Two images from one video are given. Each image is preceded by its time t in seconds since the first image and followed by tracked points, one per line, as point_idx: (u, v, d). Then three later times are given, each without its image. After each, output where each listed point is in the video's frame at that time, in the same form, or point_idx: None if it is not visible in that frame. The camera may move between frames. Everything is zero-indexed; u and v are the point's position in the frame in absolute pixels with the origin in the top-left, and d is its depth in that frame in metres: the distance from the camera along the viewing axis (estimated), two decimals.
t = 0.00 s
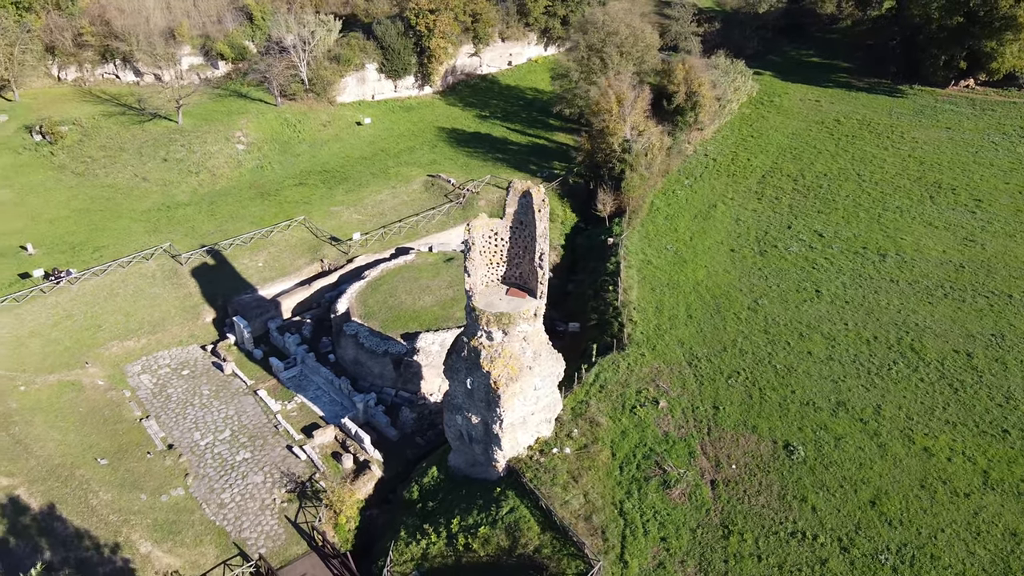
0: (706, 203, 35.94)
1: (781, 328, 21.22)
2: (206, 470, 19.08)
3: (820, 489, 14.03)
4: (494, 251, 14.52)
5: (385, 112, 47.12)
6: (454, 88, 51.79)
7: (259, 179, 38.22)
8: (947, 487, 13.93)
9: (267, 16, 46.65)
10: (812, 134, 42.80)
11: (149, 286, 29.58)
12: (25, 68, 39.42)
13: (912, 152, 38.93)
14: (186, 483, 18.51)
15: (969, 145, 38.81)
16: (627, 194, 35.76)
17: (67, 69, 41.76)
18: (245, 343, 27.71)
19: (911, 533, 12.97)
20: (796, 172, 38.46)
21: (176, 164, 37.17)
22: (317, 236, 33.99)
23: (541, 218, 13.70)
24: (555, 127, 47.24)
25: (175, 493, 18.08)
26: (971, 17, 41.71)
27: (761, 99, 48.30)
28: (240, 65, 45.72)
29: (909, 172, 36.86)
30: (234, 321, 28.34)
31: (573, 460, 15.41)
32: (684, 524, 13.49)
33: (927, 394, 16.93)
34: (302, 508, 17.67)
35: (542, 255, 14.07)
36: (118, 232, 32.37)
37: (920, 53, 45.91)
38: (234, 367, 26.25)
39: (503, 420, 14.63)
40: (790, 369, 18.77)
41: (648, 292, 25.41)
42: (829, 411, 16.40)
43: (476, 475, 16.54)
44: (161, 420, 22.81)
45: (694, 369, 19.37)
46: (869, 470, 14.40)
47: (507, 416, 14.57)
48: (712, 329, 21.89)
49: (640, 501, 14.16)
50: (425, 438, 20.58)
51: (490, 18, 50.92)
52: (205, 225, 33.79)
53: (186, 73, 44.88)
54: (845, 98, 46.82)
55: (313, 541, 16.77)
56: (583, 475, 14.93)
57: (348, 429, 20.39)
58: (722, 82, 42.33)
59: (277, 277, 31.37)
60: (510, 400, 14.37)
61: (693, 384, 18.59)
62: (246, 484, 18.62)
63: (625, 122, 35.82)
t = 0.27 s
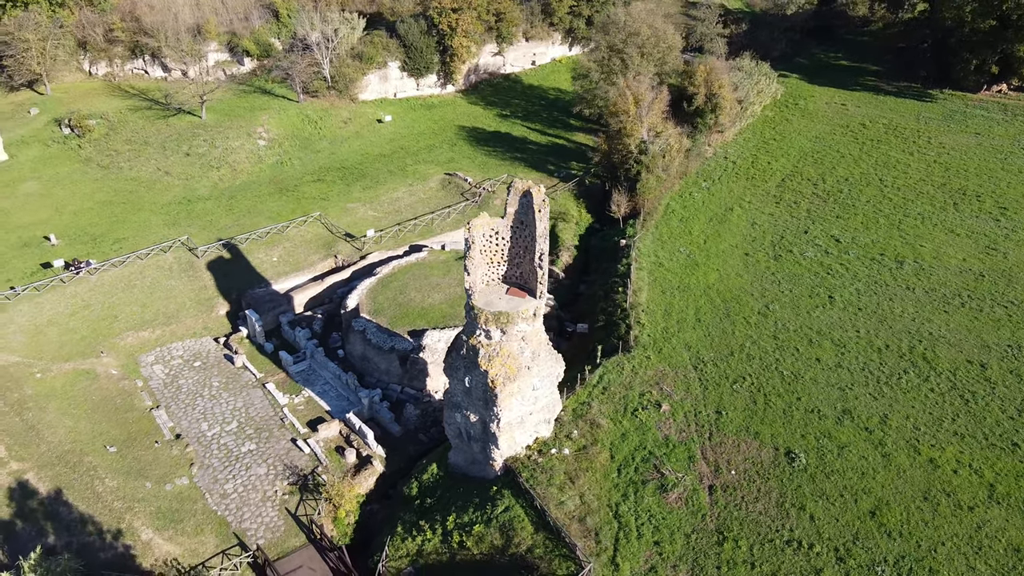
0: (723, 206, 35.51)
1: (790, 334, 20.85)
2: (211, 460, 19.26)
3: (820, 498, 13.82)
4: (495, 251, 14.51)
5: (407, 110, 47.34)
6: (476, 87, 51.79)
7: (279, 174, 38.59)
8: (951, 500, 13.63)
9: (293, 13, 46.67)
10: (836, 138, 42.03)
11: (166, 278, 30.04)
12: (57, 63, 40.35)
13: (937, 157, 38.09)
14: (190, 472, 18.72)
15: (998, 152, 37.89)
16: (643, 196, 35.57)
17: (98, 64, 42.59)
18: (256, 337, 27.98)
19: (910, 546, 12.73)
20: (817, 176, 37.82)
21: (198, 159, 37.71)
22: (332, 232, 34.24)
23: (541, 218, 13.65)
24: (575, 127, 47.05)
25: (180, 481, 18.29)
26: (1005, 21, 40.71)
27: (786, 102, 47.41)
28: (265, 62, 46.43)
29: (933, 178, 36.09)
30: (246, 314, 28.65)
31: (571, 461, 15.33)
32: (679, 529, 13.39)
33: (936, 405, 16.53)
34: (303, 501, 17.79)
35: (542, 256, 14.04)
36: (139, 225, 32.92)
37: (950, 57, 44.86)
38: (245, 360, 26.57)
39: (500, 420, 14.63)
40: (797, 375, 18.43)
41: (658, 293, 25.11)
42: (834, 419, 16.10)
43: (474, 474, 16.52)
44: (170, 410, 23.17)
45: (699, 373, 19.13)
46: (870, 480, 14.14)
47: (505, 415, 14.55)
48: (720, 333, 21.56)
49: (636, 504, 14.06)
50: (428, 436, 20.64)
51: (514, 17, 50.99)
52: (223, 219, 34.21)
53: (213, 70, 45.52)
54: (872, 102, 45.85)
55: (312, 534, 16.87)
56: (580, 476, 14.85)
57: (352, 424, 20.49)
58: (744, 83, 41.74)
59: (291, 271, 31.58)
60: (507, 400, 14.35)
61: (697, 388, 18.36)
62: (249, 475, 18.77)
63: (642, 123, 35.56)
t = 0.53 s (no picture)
0: (740, 208, 34.96)
1: (799, 339, 20.44)
2: (216, 450, 19.48)
3: (819, 506, 13.63)
4: (496, 249, 14.50)
5: (428, 108, 47.43)
6: (499, 86, 51.72)
7: (298, 170, 38.94)
8: (954, 512, 13.37)
9: (318, 11, 46.91)
10: (861, 142, 41.14)
11: (182, 271, 30.47)
12: (88, 57, 41.18)
13: (964, 164, 37.23)
14: (196, 462, 18.94)
15: None
16: (658, 197, 35.18)
17: (128, 58, 43.28)
18: (268, 330, 28.23)
19: (909, 558, 12.52)
20: (838, 180, 37.10)
21: (220, 153, 38.19)
22: (347, 228, 34.45)
23: (541, 218, 13.59)
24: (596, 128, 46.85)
25: (184, 470, 18.52)
26: None
27: (811, 104, 46.09)
28: (291, 59, 46.77)
29: (959, 184, 35.30)
30: (259, 307, 28.95)
31: (568, 462, 15.25)
32: (673, 533, 13.31)
33: (946, 416, 16.14)
34: (304, 493, 17.92)
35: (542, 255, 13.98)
36: (160, 217, 33.45)
37: (982, 61, 43.73)
38: (256, 352, 26.86)
39: (497, 419, 14.61)
40: (804, 382, 18.06)
41: (668, 296, 24.76)
42: (839, 427, 15.80)
43: (473, 472, 16.51)
44: (180, 400, 23.57)
45: (704, 377, 18.83)
46: (872, 491, 13.91)
47: (502, 414, 14.53)
48: (728, 337, 21.19)
49: (631, 507, 13.97)
50: (432, 433, 20.62)
51: (538, 16, 50.82)
52: (241, 213, 34.62)
53: (239, 66, 45.99)
54: (900, 106, 44.46)
55: (310, 527, 16.98)
56: (576, 477, 14.77)
57: (356, 418, 20.58)
58: (767, 85, 41.24)
59: (305, 266, 31.83)
60: (504, 398, 14.32)
61: (701, 392, 18.09)
62: (252, 466, 18.97)
63: (659, 124, 35.27)
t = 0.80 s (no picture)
0: (757, 212, 34.36)
1: (808, 346, 20.04)
2: (222, 441, 19.69)
3: (817, 515, 13.49)
4: (497, 248, 14.51)
5: (450, 107, 47.46)
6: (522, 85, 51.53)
7: (318, 166, 39.26)
8: (956, 526, 13.15)
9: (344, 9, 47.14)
10: (886, 146, 40.27)
11: (199, 263, 30.90)
12: (119, 53, 42.15)
13: (990, 171, 36.36)
14: (201, 451, 19.18)
15: None
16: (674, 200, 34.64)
17: (159, 54, 44.27)
18: (280, 323, 28.53)
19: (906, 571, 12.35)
20: (860, 185, 36.38)
21: (242, 148, 38.69)
22: (363, 225, 34.65)
23: (541, 218, 13.57)
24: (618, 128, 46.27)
25: (190, 459, 18.77)
26: None
27: (837, 108, 45.24)
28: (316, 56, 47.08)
29: (985, 192, 34.48)
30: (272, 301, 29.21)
31: (566, 462, 15.19)
32: (667, 537, 13.25)
33: (954, 427, 15.78)
34: (305, 485, 18.07)
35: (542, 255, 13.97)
36: (180, 210, 33.99)
37: (1016, 66, 42.57)
38: (267, 345, 27.08)
39: (495, 417, 14.60)
40: (810, 389, 17.73)
41: (678, 299, 24.40)
42: (843, 436, 15.54)
43: (472, 469, 16.49)
44: (190, 391, 23.89)
45: (709, 382, 18.56)
46: (873, 501, 13.72)
47: (500, 412, 14.51)
48: (736, 342, 20.85)
49: (626, 509, 13.91)
50: (436, 429, 20.48)
51: (563, 15, 50.26)
52: (259, 208, 35.02)
53: (265, 62, 46.52)
54: (930, 111, 43.57)
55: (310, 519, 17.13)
56: (574, 478, 14.71)
57: (361, 413, 20.62)
58: (790, 88, 40.86)
59: (320, 261, 32.08)
60: (502, 397, 14.32)
61: (705, 397, 17.84)
62: (257, 457, 19.16)
63: (677, 126, 35.00)
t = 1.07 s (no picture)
0: (774, 216, 33.74)
1: (816, 352, 19.66)
2: (228, 432, 19.92)
3: (814, 523, 13.36)
4: (498, 248, 14.49)
5: (471, 106, 47.42)
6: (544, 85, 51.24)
7: (337, 163, 39.54)
8: (957, 539, 12.94)
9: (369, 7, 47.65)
10: (912, 152, 39.37)
11: (215, 257, 31.30)
12: (148, 48, 42.97)
13: (1017, 179, 35.49)
14: (207, 442, 19.43)
15: None
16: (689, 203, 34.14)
17: (187, 50, 45.07)
18: (291, 317, 28.79)
19: None
20: (881, 191, 35.64)
21: (263, 144, 39.14)
22: (377, 222, 34.81)
23: (541, 217, 13.55)
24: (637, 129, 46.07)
25: (196, 450, 19.02)
26: None
27: (863, 112, 44.27)
28: (339, 53, 47.41)
29: (1010, 201, 33.66)
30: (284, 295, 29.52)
31: (563, 463, 15.15)
32: (660, 542, 13.19)
33: (962, 439, 15.43)
34: (307, 479, 18.23)
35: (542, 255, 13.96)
36: (200, 204, 34.49)
37: None
38: (278, 339, 27.38)
39: (492, 416, 14.59)
40: (816, 397, 17.41)
41: (687, 302, 24.03)
42: (846, 444, 15.29)
43: (471, 468, 16.49)
44: (200, 382, 24.23)
45: (713, 387, 18.32)
46: (872, 512, 13.53)
47: (497, 411, 14.49)
48: (744, 347, 20.51)
49: (621, 512, 13.84)
50: (440, 426, 20.47)
51: (587, 15, 50.06)
52: (277, 203, 35.39)
53: (290, 59, 46.98)
54: (959, 117, 42.59)
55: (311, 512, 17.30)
56: (570, 479, 14.66)
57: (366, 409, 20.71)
58: (813, 92, 40.37)
59: (334, 257, 32.28)
60: (499, 396, 14.31)
61: (708, 402, 17.63)
62: (261, 449, 19.37)
63: (694, 129, 34.71)
